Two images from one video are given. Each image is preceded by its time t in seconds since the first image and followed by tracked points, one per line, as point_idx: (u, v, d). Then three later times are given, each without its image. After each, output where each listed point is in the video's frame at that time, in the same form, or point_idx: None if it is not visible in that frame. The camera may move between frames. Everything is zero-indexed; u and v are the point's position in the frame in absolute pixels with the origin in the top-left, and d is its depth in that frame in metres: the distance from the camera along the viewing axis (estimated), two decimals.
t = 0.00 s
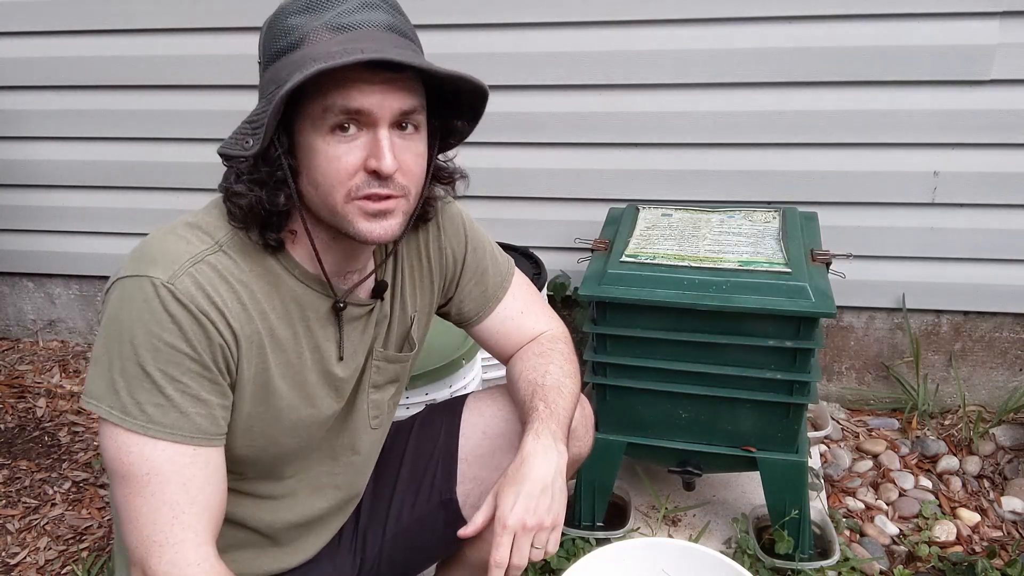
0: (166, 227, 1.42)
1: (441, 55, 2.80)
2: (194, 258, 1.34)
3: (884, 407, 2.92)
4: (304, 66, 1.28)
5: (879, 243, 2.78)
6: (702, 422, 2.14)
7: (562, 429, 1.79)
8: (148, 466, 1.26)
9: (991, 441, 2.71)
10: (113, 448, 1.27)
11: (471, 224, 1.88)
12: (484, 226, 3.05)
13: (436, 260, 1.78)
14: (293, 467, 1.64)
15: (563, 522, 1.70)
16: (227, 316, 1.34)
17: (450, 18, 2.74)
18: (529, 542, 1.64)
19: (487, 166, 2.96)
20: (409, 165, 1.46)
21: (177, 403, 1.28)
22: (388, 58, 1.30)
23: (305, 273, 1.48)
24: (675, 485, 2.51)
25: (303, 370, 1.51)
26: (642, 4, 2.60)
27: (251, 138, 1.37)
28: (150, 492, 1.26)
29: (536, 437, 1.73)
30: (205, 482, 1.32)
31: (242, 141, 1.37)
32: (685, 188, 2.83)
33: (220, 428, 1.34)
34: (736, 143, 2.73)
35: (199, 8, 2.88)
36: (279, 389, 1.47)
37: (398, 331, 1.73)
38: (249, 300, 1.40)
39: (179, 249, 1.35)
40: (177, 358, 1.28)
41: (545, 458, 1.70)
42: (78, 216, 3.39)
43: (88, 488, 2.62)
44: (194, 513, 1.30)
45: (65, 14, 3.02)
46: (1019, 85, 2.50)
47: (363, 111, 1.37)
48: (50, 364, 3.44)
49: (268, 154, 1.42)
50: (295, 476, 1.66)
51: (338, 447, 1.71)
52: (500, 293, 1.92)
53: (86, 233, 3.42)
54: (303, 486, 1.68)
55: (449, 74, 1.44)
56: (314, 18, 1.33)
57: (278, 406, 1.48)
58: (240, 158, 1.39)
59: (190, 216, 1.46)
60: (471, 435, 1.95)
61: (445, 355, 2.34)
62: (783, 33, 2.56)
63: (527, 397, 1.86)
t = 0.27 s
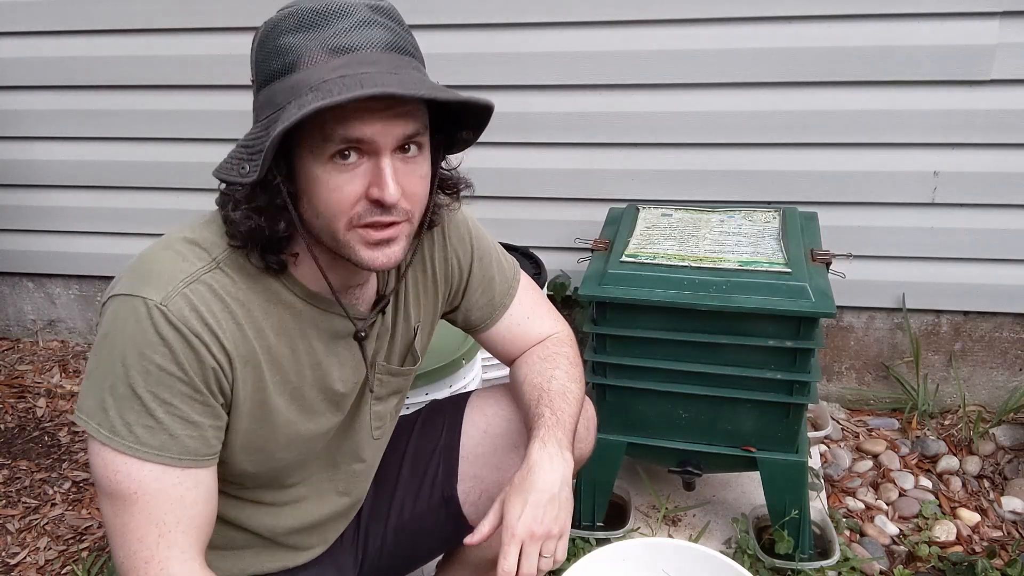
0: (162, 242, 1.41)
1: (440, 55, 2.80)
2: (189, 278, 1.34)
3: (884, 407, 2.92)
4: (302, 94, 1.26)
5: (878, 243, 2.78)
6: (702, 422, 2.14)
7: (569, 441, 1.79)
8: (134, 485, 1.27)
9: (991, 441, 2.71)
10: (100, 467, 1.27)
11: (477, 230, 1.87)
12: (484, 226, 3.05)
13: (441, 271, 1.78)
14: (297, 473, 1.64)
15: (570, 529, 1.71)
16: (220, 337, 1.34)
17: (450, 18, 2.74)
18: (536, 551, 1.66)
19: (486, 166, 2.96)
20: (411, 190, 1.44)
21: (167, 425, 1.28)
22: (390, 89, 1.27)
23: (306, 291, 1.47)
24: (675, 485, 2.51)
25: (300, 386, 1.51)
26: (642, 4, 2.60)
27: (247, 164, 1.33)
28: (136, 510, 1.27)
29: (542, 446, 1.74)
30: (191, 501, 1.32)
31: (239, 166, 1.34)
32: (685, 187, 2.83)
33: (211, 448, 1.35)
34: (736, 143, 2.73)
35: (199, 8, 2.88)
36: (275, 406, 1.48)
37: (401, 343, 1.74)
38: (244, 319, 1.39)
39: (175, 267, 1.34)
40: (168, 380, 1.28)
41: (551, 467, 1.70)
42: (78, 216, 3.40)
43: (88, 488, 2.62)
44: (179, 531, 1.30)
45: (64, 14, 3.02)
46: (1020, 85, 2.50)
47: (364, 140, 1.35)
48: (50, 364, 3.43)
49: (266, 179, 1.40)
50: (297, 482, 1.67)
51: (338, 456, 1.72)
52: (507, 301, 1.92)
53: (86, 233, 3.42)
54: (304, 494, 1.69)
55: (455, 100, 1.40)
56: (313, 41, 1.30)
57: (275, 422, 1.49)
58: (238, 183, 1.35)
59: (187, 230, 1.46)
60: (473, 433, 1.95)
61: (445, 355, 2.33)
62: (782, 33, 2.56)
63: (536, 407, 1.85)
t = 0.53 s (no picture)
0: (162, 245, 1.41)
1: (440, 55, 2.80)
2: (188, 281, 1.34)
3: (884, 407, 2.92)
4: (284, 87, 1.27)
5: (878, 244, 2.79)
6: (703, 422, 2.14)
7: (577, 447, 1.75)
8: (134, 488, 1.27)
9: (991, 441, 2.71)
10: (101, 470, 1.28)
11: (481, 233, 1.87)
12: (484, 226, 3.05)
13: (445, 274, 1.78)
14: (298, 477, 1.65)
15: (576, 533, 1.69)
16: (219, 340, 1.34)
17: (449, 18, 2.74)
18: (545, 552, 1.64)
19: (486, 166, 2.96)
20: (399, 187, 1.43)
21: (166, 428, 1.28)
22: (369, 78, 1.27)
23: (303, 291, 1.47)
24: (675, 485, 2.51)
25: (301, 389, 1.51)
26: (642, 4, 2.60)
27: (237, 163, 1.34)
28: (137, 512, 1.28)
29: (551, 449, 1.73)
30: (192, 504, 1.32)
31: (230, 166, 1.36)
32: (685, 188, 2.83)
33: (210, 451, 1.35)
34: (736, 143, 2.73)
35: (198, 8, 2.87)
36: (275, 410, 1.48)
37: (404, 345, 1.74)
38: (243, 322, 1.39)
39: (175, 271, 1.34)
40: (168, 384, 1.28)
41: (559, 471, 1.69)
42: (78, 216, 3.40)
43: (88, 488, 2.62)
44: (180, 534, 1.30)
45: (63, 14, 3.01)
46: (1019, 86, 2.49)
47: (349, 133, 1.35)
48: (50, 364, 3.44)
49: (256, 180, 1.41)
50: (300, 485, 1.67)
51: (342, 461, 1.72)
52: (512, 304, 1.92)
53: (86, 233, 3.42)
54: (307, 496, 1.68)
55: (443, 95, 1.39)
56: (297, 36, 1.31)
57: (275, 424, 1.49)
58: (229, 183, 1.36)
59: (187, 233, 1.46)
60: (476, 433, 1.95)
61: (445, 355, 2.33)
62: (782, 33, 2.56)
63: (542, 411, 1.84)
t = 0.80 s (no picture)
0: (161, 259, 1.39)
1: (440, 55, 2.80)
2: (195, 298, 1.32)
3: (883, 407, 2.92)
4: (293, 99, 1.27)
5: (878, 243, 2.79)
6: (702, 421, 2.14)
7: (543, 348, 1.82)
8: (141, 508, 1.27)
9: (991, 441, 2.71)
10: (109, 492, 1.27)
11: (477, 231, 1.90)
12: (484, 226, 3.05)
13: (447, 275, 1.79)
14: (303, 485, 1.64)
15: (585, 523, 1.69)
16: (227, 357, 1.34)
17: (449, 18, 2.74)
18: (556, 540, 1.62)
19: (486, 166, 2.96)
20: (404, 198, 1.43)
21: (181, 450, 1.28)
22: (377, 94, 1.27)
23: (309, 298, 1.48)
24: (675, 485, 2.51)
25: (310, 401, 1.51)
26: (642, 4, 2.60)
27: (241, 169, 1.34)
28: (143, 531, 1.28)
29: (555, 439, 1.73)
30: (197, 523, 1.33)
31: (235, 171, 1.36)
32: (685, 188, 2.83)
33: (223, 469, 1.35)
34: (735, 143, 2.74)
35: (198, 8, 2.87)
36: (283, 421, 1.48)
37: (407, 347, 1.74)
38: (249, 336, 1.39)
39: (179, 289, 1.32)
40: (180, 405, 1.28)
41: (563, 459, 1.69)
42: (79, 216, 3.40)
43: (88, 488, 2.62)
44: (185, 551, 1.31)
45: (63, 14, 3.01)
46: (1020, 85, 2.49)
47: (355, 145, 1.34)
48: (50, 364, 3.44)
49: (259, 187, 1.41)
50: (305, 492, 1.66)
51: (346, 466, 1.72)
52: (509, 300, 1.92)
53: (87, 233, 3.43)
54: (310, 502, 1.68)
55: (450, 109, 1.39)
56: (306, 47, 1.30)
57: (283, 434, 1.49)
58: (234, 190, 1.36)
59: (186, 247, 1.43)
60: (462, 427, 1.95)
61: (445, 355, 2.34)
62: (782, 33, 2.56)
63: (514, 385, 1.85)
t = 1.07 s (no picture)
0: (162, 256, 1.39)
1: (440, 55, 2.80)
2: (194, 295, 1.32)
3: (883, 407, 2.92)
4: (300, 103, 1.27)
5: (878, 243, 2.79)
6: (702, 421, 2.14)
7: (554, 351, 1.79)
8: (132, 501, 1.27)
9: (991, 441, 2.71)
10: (103, 485, 1.27)
11: (477, 232, 1.89)
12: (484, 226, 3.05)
13: (446, 276, 1.78)
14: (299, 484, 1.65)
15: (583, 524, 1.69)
16: (225, 354, 1.34)
17: (449, 19, 2.74)
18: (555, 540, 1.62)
19: (486, 166, 2.96)
20: (409, 202, 1.43)
21: (176, 446, 1.28)
22: (385, 99, 1.27)
23: (311, 298, 1.48)
24: (675, 485, 2.52)
25: (307, 400, 1.51)
26: (643, 4, 2.60)
27: (246, 170, 1.34)
28: (134, 525, 1.28)
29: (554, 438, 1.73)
30: (189, 519, 1.33)
31: (239, 172, 1.35)
32: (685, 188, 2.83)
33: (218, 465, 1.35)
34: (736, 143, 2.73)
35: (198, 8, 2.87)
36: (280, 419, 1.48)
37: (405, 347, 1.74)
38: (249, 335, 1.39)
39: (179, 285, 1.32)
40: (176, 401, 1.28)
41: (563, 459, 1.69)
42: (79, 216, 3.40)
43: (88, 487, 2.62)
44: (175, 546, 1.31)
45: (62, 14, 3.00)
46: (1020, 85, 2.49)
47: (360, 149, 1.34)
48: (50, 364, 3.44)
49: (263, 188, 1.41)
50: (302, 490, 1.66)
51: (343, 465, 1.72)
52: (508, 301, 1.92)
53: (86, 233, 3.42)
54: (307, 500, 1.68)
55: (456, 115, 1.40)
56: (313, 50, 1.30)
57: (280, 432, 1.49)
58: (237, 190, 1.36)
59: (188, 245, 1.43)
60: (463, 428, 1.95)
61: (445, 355, 2.34)
62: (783, 33, 2.56)
63: (523, 385, 1.84)
